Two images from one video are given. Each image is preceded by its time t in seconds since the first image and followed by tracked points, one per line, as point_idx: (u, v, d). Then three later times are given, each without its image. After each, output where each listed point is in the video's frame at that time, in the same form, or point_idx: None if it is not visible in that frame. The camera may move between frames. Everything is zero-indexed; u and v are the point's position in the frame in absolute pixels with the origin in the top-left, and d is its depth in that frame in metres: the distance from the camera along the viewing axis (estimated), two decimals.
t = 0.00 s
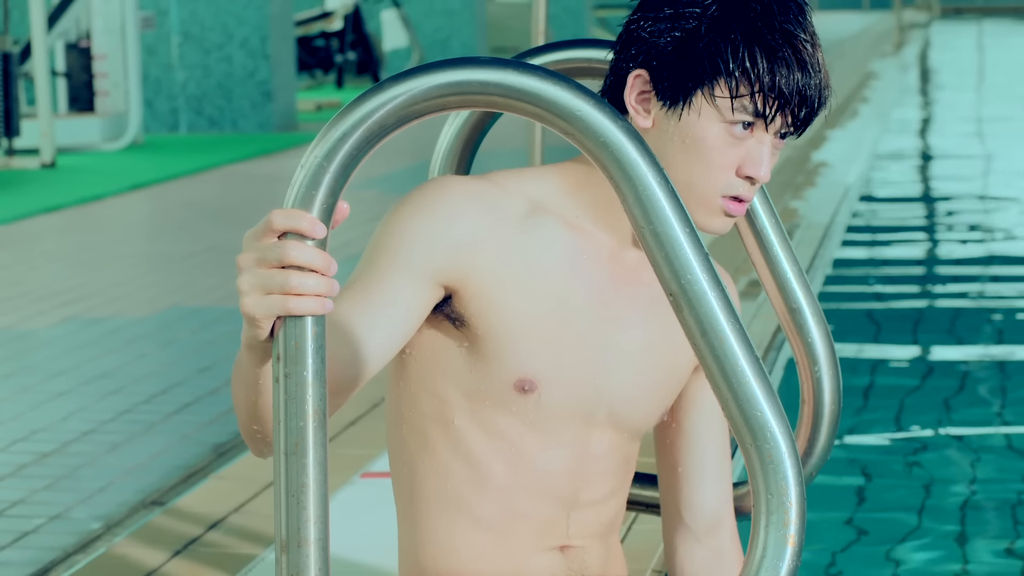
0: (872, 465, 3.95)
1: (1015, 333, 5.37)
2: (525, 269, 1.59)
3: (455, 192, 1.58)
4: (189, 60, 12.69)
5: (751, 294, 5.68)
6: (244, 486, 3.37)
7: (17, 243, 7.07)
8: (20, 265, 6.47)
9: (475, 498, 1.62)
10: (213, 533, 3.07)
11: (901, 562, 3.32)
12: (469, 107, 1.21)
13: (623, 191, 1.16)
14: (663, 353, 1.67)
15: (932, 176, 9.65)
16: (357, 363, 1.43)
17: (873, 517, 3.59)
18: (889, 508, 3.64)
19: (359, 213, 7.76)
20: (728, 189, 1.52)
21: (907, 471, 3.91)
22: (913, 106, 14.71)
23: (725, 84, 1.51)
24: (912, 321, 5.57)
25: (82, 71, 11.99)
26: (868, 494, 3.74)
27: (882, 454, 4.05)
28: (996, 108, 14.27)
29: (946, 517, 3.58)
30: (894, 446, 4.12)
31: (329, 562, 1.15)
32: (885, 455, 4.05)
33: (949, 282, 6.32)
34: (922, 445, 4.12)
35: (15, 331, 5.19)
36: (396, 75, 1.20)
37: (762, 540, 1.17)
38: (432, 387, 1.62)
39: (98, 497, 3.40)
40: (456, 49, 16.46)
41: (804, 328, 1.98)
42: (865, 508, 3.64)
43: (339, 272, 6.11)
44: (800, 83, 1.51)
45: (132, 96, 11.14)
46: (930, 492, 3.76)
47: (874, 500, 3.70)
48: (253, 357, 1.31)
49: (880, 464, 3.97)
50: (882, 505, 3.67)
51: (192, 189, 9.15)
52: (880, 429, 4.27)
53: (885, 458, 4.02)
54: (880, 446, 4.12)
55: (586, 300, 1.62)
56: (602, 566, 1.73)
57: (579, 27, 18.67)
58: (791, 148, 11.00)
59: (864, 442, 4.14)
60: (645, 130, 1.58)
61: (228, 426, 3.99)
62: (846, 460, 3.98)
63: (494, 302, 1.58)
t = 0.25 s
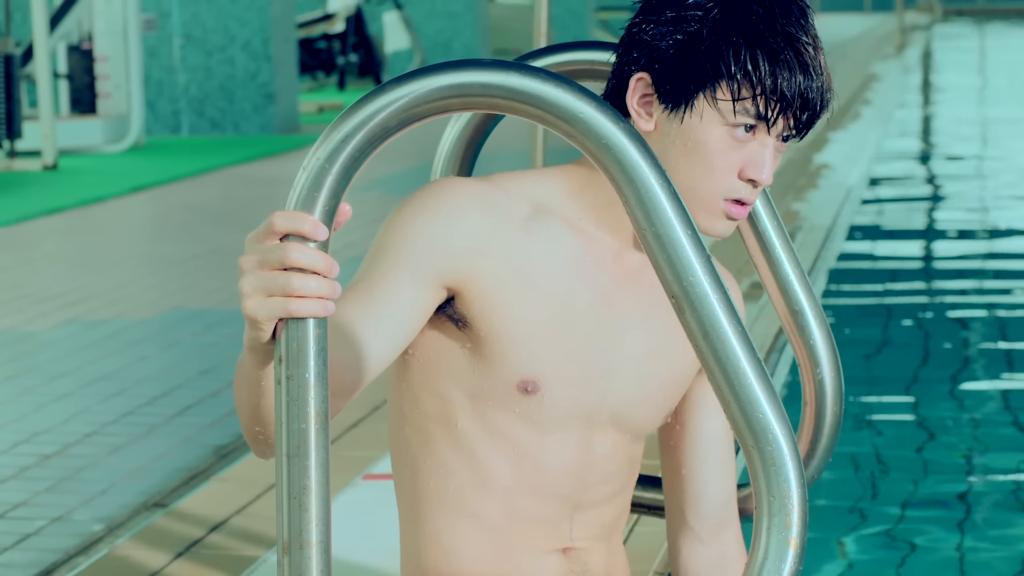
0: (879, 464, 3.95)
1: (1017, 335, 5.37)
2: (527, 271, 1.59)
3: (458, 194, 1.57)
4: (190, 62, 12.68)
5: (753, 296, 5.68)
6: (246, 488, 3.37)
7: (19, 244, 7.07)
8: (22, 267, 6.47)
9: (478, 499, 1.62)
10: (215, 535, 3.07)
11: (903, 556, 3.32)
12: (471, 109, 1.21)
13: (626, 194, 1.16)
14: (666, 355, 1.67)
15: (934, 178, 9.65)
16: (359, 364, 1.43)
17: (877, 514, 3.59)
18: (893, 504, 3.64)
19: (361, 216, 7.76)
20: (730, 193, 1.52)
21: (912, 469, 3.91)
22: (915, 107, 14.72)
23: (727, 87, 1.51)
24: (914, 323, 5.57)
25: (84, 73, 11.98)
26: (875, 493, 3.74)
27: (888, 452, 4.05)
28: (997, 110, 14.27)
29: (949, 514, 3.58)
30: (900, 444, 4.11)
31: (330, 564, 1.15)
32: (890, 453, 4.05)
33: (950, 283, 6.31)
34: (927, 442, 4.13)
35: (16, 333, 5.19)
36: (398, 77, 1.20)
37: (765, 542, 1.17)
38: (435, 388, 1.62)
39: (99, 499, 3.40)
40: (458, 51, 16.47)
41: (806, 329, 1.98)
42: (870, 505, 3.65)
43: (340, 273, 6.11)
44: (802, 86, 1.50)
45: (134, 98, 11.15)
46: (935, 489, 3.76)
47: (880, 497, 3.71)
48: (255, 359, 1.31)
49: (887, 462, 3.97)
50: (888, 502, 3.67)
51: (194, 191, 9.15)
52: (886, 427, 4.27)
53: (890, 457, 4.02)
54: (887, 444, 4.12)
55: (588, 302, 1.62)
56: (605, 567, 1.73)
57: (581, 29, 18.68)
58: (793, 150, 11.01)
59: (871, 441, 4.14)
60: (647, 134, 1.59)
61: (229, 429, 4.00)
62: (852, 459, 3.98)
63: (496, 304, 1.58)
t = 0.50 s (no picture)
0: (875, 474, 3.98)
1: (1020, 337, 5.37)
2: (530, 273, 1.59)
3: (460, 195, 1.58)
4: (193, 63, 12.68)
5: (755, 298, 5.67)
6: (248, 490, 3.37)
7: (21, 246, 7.08)
8: (24, 269, 6.48)
9: (480, 500, 1.62)
10: (217, 536, 3.07)
11: (898, 572, 3.35)
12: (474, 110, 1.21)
13: (628, 196, 1.16)
14: (669, 357, 1.67)
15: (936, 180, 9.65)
16: (361, 366, 1.43)
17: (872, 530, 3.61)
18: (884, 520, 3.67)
19: (362, 217, 7.77)
20: (732, 193, 1.52)
21: (906, 481, 3.92)
22: (917, 109, 14.72)
23: (728, 88, 1.51)
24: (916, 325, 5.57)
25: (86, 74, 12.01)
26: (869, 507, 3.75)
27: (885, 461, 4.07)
28: (999, 112, 14.26)
29: (944, 529, 3.59)
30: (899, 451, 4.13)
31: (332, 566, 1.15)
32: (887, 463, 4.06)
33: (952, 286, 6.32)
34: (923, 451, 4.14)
35: (19, 335, 5.20)
36: (401, 78, 1.20)
37: (767, 544, 1.17)
38: (438, 389, 1.62)
39: (101, 500, 3.40)
40: (460, 52, 16.48)
41: (808, 332, 1.98)
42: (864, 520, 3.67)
43: (342, 275, 6.11)
44: (804, 86, 1.51)
45: (135, 100, 11.15)
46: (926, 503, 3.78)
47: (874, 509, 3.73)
48: (257, 360, 1.31)
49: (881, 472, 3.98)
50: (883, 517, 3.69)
51: (196, 193, 9.16)
52: (888, 433, 4.28)
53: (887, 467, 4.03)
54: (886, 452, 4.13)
55: (591, 304, 1.62)
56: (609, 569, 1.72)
57: (583, 31, 18.68)
58: (795, 152, 11.01)
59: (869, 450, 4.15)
60: (649, 135, 1.58)
61: (231, 430, 4.00)
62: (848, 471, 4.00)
63: (499, 305, 1.58)
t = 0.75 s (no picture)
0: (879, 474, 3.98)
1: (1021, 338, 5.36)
2: (532, 274, 1.59)
3: (463, 196, 1.58)
4: (194, 64, 12.70)
5: (757, 299, 5.67)
6: (249, 491, 3.37)
7: (23, 247, 7.08)
8: (26, 270, 6.48)
9: (483, 501, 1.62)
10: (218, 537, 3.07)
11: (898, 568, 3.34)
12: (475, 112, 1.20)
13: (629, 198, 1.16)
14: (671, 357, 1.67)
15: (938, 180, 9.65)
16: (363, 366, 1.43)
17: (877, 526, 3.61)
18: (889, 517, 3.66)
19: (364, 218, 7.77)
20: (734, 193, 1.52)
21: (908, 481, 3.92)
22: (918, 110, 14.71)
23: (729, 87, 1.51)
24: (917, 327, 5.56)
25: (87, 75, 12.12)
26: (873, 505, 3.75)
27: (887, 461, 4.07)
28: (1001, 113, 14.25)
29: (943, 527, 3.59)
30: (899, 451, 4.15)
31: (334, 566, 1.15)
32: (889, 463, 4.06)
33: (952, 286, 6.31)
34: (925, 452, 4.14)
35: (20, 336, 5.20)
36: (402, 79, 1.20)
37: (768, 545, 1.17)
38: (440, 389, 1.62)
39: (103, 501, 3.40)
40: (462, 53, 16.49)
41: (809, 333, 1.98)
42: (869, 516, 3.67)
43: (344, 277, 6.11)
44: (804, 85, 1.51)
45: (137, 101, 11.16)
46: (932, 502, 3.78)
47: (878, 507, 3.73)
48: (259, 361, 1.31)
49: (884, 474, 3.98)
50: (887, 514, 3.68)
51: (197, 194, 9.16)
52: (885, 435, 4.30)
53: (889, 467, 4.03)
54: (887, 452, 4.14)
55: (594, 304, 1.62)
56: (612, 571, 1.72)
57: (585, 32, 18.69)
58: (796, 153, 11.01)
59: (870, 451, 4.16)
60: (650, 135, 1.58)
61: (233, 431, 4.00)
62: (851, 471, 3.99)
63: (501, 306, 1.58)
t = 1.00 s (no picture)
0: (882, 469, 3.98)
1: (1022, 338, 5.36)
2: (533, 273, 1.59)
3: (464, 196, 1.58)
4: (194, 64, 12.70)
5: (757, 299, 5.67)
6: (249, 490, 3.37)
7: (23, 246, 7.08)
8: (26, 269, 6.48)
9: (483, 501, 1.62)
10: (218, 536, 3.07)
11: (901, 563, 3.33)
12: (475, 111, 1.20)
13: (630, 198, 1.16)
14: (672, 357, 1.67)
15: (938, 179, 9.64)
16: (364, 366, 1.43)
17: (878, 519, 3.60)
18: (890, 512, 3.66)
19: (365, 217, 7.77)
20: (735, 190, 1.52)
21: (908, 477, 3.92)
22: (919, 109, 14.71)
23: (730, 84, 1.51)
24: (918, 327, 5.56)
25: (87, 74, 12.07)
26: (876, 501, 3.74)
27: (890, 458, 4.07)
28: (1001, 112, 14.25)
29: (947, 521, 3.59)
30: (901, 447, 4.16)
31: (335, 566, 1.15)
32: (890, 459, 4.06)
33: (953, 285, 6.31)
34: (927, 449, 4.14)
35: (21, 335, 5.20)
36: (402, 77, 1.19)
37: (768, 544, 1.17)
38: (440, 389, 1.62)
39: (103, 500, 3.41)
40: (462, 53, 16.49)
41: (810, 332, 1.98)
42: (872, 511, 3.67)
43: (344, 276, 6.11)
44: (805, 82, 1.51)
45: (137, 100, 11.16)
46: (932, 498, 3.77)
47: (880, 502, 3.73)
48: (258, 360, 1.31)
49: (886, 470, 3.97)
50: (890, 509, 3.68)
51: (198, 193, 9.16)
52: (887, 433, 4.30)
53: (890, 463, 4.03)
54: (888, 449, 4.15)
55: (594, 304, 1.62)
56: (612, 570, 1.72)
57: (585, 31, 18.69)
58: (796, 153, 11.01)
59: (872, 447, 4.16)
60: (651, 133, 1.58)
61: (233, 430, 4.00)
62: (852, 467, 3.99)
63: (502, 306, 1.58)
